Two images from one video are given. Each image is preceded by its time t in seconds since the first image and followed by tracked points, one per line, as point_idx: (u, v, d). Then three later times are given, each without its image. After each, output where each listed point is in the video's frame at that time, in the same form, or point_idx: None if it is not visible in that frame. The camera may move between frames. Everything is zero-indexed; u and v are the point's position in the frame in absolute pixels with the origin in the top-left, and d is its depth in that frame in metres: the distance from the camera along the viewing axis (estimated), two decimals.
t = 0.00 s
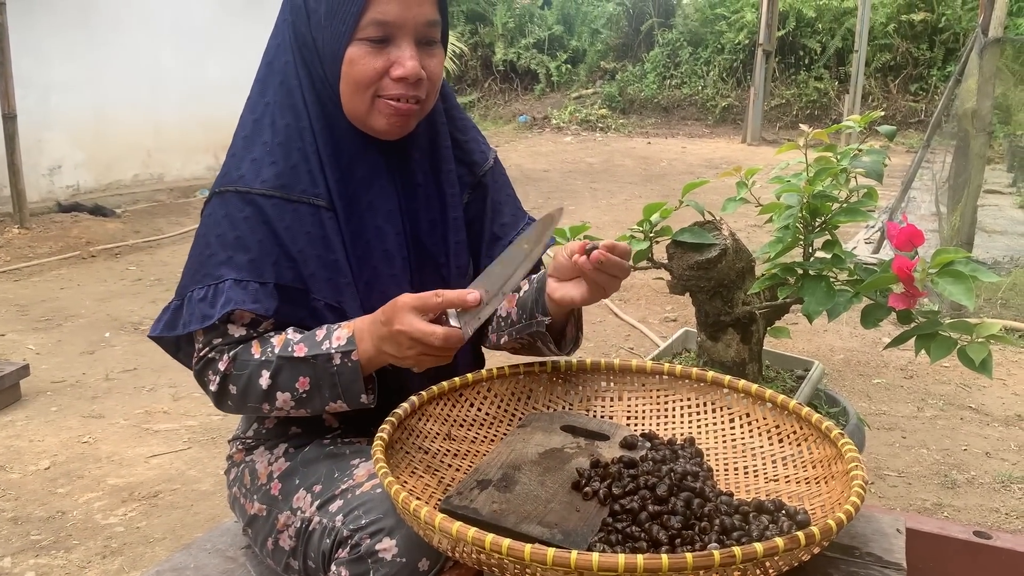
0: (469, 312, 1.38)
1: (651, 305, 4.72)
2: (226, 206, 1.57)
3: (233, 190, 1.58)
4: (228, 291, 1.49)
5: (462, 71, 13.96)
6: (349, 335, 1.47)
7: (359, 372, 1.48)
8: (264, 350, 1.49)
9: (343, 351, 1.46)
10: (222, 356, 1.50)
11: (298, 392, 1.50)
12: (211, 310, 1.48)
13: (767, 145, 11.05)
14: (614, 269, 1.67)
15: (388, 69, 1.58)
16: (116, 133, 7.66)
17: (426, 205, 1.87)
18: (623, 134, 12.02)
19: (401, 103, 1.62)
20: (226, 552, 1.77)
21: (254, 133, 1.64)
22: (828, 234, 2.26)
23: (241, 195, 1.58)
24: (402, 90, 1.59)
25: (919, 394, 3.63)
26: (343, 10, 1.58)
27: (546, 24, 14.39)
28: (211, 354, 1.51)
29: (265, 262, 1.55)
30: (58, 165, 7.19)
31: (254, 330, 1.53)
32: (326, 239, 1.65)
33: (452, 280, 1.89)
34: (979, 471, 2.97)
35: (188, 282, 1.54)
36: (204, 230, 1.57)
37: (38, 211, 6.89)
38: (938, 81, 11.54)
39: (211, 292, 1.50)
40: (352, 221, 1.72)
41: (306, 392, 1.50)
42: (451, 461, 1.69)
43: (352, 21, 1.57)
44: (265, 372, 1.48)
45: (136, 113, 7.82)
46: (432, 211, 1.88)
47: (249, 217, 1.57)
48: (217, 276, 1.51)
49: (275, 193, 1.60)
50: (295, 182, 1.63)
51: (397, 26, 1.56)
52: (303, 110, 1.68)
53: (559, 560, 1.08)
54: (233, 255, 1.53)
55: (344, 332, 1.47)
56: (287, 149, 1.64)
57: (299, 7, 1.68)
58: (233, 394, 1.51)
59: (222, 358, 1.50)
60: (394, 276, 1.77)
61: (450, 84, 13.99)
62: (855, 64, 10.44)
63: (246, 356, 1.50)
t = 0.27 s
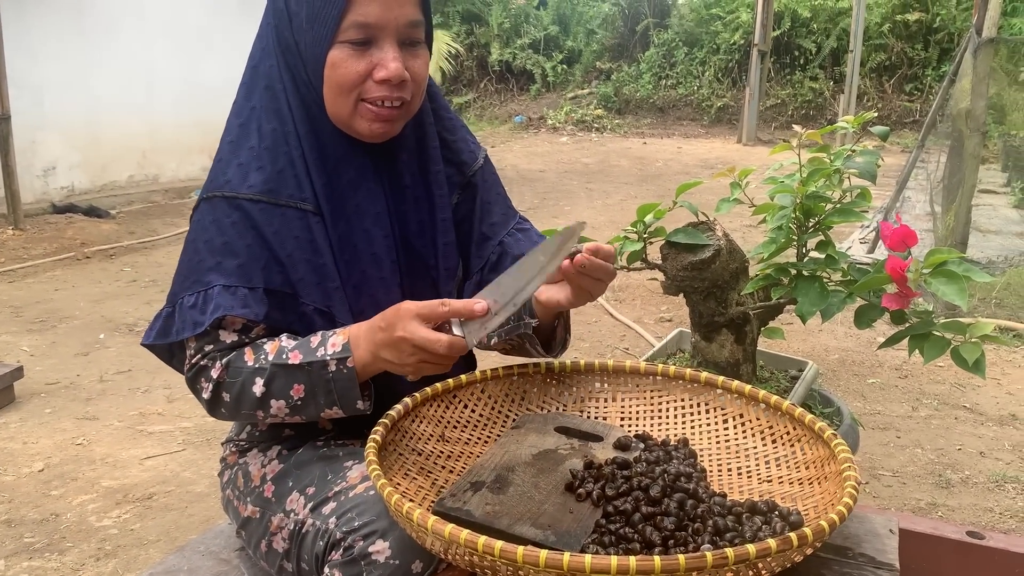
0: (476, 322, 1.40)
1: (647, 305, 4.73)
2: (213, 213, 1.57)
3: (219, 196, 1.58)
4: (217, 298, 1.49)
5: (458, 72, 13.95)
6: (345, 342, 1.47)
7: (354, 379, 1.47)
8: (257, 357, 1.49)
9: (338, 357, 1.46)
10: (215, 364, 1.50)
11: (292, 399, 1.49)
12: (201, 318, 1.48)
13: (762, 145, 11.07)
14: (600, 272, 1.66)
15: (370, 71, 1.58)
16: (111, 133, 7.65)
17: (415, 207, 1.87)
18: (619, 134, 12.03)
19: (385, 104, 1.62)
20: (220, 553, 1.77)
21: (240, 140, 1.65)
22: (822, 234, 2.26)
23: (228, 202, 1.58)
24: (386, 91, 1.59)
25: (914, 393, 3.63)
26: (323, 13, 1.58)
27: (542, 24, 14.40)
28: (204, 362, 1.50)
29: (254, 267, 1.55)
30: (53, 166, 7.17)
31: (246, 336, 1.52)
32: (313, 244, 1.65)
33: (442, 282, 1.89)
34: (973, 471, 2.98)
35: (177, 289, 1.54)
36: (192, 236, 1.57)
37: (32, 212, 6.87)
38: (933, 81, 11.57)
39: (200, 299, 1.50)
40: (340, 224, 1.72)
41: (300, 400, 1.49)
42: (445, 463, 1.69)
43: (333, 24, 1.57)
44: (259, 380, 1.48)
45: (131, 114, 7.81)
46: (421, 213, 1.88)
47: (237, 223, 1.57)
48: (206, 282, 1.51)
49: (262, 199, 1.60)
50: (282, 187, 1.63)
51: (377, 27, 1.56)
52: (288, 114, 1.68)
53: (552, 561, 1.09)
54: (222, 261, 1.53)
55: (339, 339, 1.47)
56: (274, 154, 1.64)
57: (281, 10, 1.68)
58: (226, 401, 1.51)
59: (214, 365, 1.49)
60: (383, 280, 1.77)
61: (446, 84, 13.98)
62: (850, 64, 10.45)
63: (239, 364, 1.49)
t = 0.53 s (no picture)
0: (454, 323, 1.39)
1: (642, 305, 4.73)
2: (205, 217, 1.57)
3: (211, 201, 1.58)
4: (209, 303, 1.49)
5: (453, 72, 13.95)
6: (338, 348, 1.47)
7: (347, 384, 1.47)
8: (251, 362, 1.49)
9: (331, 363, 1.46)
10: (209, 368, 1.50)
11: (286, 405, 1.49)
12: (194, 322, 1.48)
13: (758, 145, 11.08)
14: (599, 280, 1.64)
15: (359, 73, 1.58)
16: (106, 134, 7.63)
17: (408, 209, 1.87)
18: (615, 134, 12.04)
19: (374, 105, 1.62)
20: (215, 556, 1.76)
21: (231, 144, 1.64)
22: (817, 235, 2.27)
23: (219, 206, 1.58)
24: (375, 92, 1.59)
25: (909, 393, 3.64)
26: (309, 16, 1.58)
27: (537, 24, 14.40)
28: (198, 367, 1.50)
29: (247, 272, 1.54)
30: (47, 167, 7.15)
31: (240, 341, 1.53)
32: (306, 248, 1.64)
33: (436, 284, 1.89)
34: (968, 470, 2.99)
35: (171, 295, 1.53)
36: (184, 242, 1.56)
37: (27, 213, 6.85)
38: (928, 81, 11.60)
39: (193, 305, 1.49)
40: (333, 227, 1.72)
41: (294, 405, 1.49)
42: (441, 464, 1.69)
43: (320, 27, 1.57)
44: (252, 385, 1.48)
45: (126, 115, 7.79)
46: (414, 214, 1.88)
47: (229, 227, 1.56)
48: (198, 287, 1.51)
49: (254, 203, 1.59)
50: (274, 191, 1.63)
51: (365, 29, 1.56)
52: (278, 118, 1.68)
53: (548, 563, 1.09)
54: (214, 266, 1.53)
55: (332, 344, 1.47)
56: (265, 158, 1.64)
57: (269, 14, 1.68)
58: (220, 406, 1.51)
59: (209, 369, 1.50)
60: (377, 282, 1.77)
61: (441, 85, 13.97)
62: (844, 64, 10.47)
63: (232, 369, 1.49)
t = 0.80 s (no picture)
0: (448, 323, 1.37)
1: (640, 306, 4.74)
2: (203, 222, 1.57)
3: (208, 205, 1.58)
4: (208, 307, 1.49)
5: (451, 73, 13.96)
6: (336, 351, 1.47)
7: (346, 388, 1.48)
8: (250, 366, 1.49)
9: (329, 366, 1.46)
10: (209, 372, 1.50)
11: (285, 408, 1.50)
12: (193, 327, 1.48)
13: (755, 147, 11.10)
14: (594, 291, 1.61)
15: (353, 77, 1.58)
16: (103, 135, 7.62)
17: (404, 211, 1.88)
18: (612, 136, 12.06)
19: (367, 109, 1.62)
20: (214, 557, 1.76)
21: (226, 148, 1.64)
22: (814, 236, 2.27)
23: (216, 211, 1.57)
24: (369, 96, 1.59)
25: (905, 394, 3.65)
26: (301, 20, 1.58)
27: (534, 26, 14.40)
28: (198, 372, 1.50)
29: (244, 276, 1.55)
30: (44, 168, 7.14)
31: (239, 344, 1.53)
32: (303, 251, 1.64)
33: (433, 286, 1.89)
34: (964, 471, 3.00)
35: (170, 299, 1.54)
36: (181, 246, 1.56)
37: (23, 214, 6.84)
38: (924, 82, 11.63)
39: (191, 309, 1.50)
40: (330, 231, 1.73)
41: (293, 408, 1.50)
42: (439, 465, 1.69)
43: (312, 31, 1.57)
44: (252, 389, 1.48)
45: (123, 116, 7.78)
46: (410, 216, 1.89)
47: (226, 231, 1.56)
48: (195, 291, 1.51)
49: (251, 207, 1.60)
50: (270, 195, 1.63)
51: (357, 32, 1.56)
52: (273, 122, 1.68)
53: (547, 563, 1.09)
54: (211, 270, 1.53)
55: (330, 347, 1.48)
56: (261, 162, 1.64)
57: (261, 18, 1.68)
58: (220, 410, 1.51)
59: (208, 374, 1.50)
60: (373, 285, 1.77)
61: (438, 86, 13.98)
62: (840, 66, 10.51)
63: (231, 373, 1.49)
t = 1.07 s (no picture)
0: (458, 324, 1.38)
1: (640, 310, 4.75)
2: (207, 229, 1.58)
3: (212, 213, 1.59)
4: (215, 314, 1.50)
5: (450, 76, 13.98)
6: (347, 354, 1.49)
7: (358, 391, 1.49)
8: (261, 372, 1.50)
9: (340, 369, 1.48)
10: (220, 379, 1.51)
11: (297, 413, 1.51)
12: (201, 334, 1.50)
13: (754, 150, 11.12)
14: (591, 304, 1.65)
15: (353, 85, 1.59)
16: (103, 138, 7.63)
17: (406, 217, 1.89)
18: (611, 139, 12.08)
19: (368, 116, 1.63)
20: (218, 559, 1.77)
21: (229, 155, 1.65)
22: (814, 241, 2.28)
23: (220, 218, 1.58)
24: (369, 103, 1.60)
25: (904, 397, 3.66)
26: (301, 28, 1.59)
27: (534, 29, 14.42)
28: (209, 379, 1.52)
29: (250, 283, 1.56)
30: (45, 170, 7.15)
31: (248, 350, 1.54)
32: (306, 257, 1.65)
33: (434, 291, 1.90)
34: (963, 474, 3.01)
35: (176, 307, 1.55)
36: (185, 254, 1.57)
37: (24, 217, 6.85)
38: (923, 86, 11.66)
39: (199, 317, 1.51)
40: (333, 238, 1.74)
41: (305, 413, 1.51)
42: (443, 468, 1.70)
43: (311, 39, 1.58)
44: (263, 394, 1.49)
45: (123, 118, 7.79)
46: (412, 223, 1.90)
47: (230, 238, 1.57)
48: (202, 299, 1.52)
49: (254, 214, 1.60)
50: (274, 202, 1.64)
51: (357, 40, 1.57)
52: (276, 130, 1.69)
53: (552, 566, 1.10)
54: (216, 276, 1.54)
55: (341, 350, 1.49)
56: (264, 169, 1.65)
57: (261, 26, 1.69)
58: (230, 416, 1.52)
59: (220, 382, 1.51)
60: (375, 291, 1.79)
61: (438, 89, 14.00)
62: (839, 69, 10.54)
63: (242, 379, 1.51)
